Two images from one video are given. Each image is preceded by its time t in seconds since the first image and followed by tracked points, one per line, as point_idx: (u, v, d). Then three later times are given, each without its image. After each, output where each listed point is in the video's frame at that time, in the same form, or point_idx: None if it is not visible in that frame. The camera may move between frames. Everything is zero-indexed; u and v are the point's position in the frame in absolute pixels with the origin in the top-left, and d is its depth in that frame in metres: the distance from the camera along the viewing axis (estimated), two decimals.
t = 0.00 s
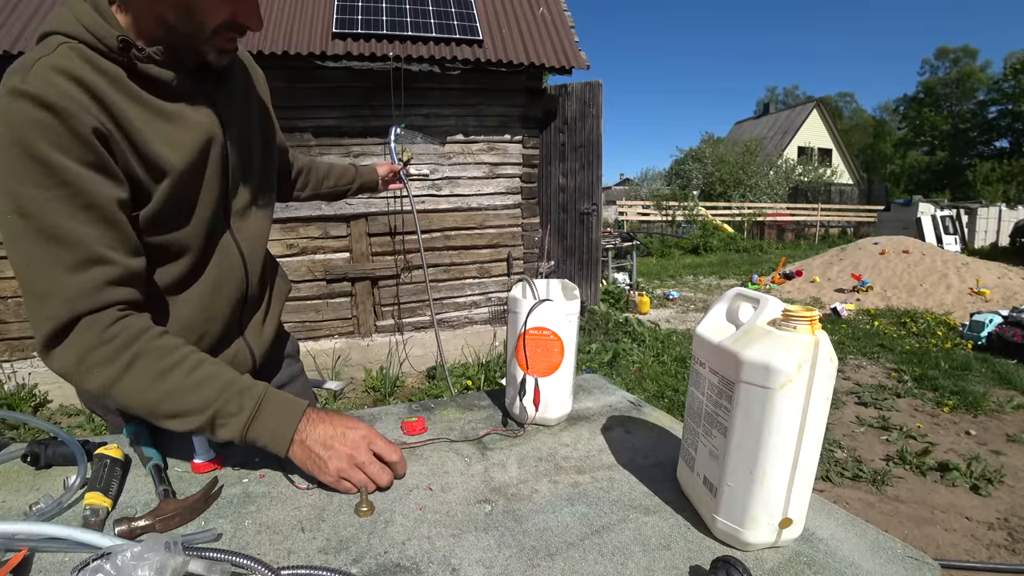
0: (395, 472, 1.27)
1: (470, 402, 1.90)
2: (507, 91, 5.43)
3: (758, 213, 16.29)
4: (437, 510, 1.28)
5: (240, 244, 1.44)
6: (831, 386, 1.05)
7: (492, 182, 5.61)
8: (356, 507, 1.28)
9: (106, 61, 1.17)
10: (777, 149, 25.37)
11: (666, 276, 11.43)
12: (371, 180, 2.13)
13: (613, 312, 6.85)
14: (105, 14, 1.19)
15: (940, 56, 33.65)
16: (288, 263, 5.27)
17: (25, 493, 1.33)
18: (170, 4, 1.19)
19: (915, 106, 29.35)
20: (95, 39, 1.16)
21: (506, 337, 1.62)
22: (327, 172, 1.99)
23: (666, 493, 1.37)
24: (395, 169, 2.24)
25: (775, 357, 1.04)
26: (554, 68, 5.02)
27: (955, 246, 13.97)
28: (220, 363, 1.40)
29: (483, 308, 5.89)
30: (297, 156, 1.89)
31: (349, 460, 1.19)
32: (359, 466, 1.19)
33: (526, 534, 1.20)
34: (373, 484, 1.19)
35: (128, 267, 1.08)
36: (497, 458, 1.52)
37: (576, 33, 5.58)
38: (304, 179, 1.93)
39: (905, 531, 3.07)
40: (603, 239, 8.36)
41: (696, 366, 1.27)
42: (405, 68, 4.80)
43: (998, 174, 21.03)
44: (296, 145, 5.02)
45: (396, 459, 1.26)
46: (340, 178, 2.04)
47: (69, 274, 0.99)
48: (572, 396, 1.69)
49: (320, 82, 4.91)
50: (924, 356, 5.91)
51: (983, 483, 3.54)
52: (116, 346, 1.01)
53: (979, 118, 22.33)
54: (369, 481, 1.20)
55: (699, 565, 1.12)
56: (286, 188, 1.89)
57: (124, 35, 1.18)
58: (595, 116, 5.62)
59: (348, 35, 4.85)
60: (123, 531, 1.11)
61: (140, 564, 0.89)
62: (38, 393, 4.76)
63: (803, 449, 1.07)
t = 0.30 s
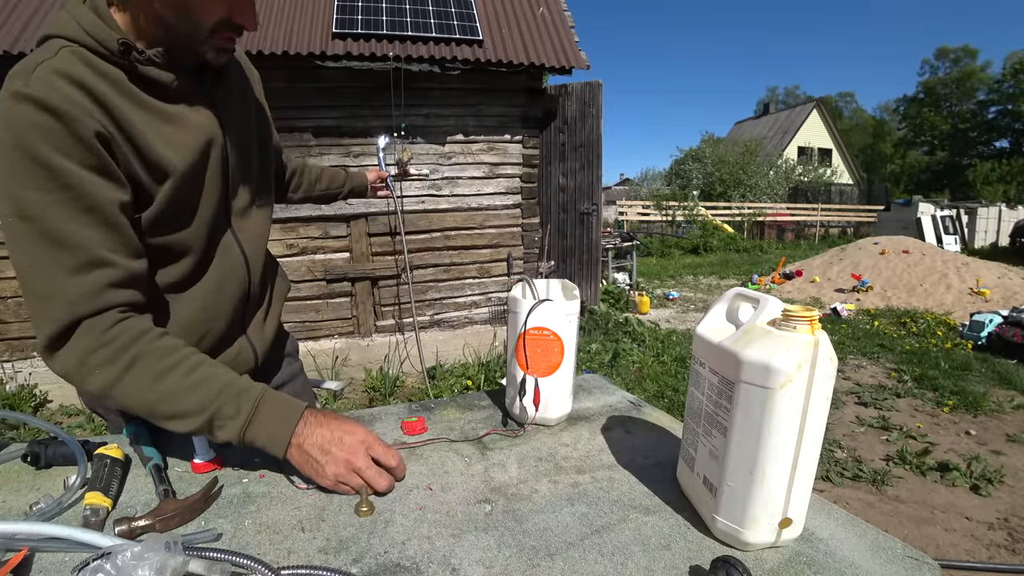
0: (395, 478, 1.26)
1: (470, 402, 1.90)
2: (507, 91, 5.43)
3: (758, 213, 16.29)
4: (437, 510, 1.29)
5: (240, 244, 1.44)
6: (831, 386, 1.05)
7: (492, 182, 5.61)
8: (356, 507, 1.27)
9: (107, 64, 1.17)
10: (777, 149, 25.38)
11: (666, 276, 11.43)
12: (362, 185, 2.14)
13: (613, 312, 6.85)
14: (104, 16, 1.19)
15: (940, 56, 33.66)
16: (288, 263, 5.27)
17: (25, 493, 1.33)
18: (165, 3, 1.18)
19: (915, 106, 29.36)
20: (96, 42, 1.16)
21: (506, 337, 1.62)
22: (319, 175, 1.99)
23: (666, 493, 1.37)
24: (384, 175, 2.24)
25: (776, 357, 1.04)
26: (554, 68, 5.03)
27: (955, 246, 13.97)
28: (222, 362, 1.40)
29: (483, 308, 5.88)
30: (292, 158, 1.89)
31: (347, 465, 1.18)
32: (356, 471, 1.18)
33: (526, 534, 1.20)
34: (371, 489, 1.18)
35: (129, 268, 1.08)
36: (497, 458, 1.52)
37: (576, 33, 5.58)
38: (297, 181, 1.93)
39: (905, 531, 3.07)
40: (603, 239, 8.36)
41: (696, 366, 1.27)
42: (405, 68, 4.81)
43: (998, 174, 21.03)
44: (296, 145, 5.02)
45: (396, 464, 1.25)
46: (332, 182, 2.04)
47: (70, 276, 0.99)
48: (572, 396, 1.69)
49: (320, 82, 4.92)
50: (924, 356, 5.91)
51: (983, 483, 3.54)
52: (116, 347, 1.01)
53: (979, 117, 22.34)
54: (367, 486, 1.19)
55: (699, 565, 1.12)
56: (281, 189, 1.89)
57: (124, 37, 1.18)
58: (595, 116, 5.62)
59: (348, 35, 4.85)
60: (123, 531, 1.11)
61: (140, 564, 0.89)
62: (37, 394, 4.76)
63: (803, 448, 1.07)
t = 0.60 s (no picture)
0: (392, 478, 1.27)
1: (470, 403, 1.90)
2: (507, 91, 5.43)
3: (758, 213, 16.29)
4: (437, 510, 1.28)
5: (240, 242, 1.44)
6: (831, 386, 1.05)
7: (492, 182, 5.61)
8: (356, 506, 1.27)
9: (106, 63, 1.17)
10: (777, 149, 25.39)
11: (666, 276, 11.43)
12: (358, 199, 2.13)
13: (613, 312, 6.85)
14: (104, 16, 1.19)
15: (940, 56, 33.67)
16: (288, 263, 5.27)
17: (25, 493, 1.33)
18: (163, 3, 1.17)
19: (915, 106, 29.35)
20: (95, 41, 1.16)
21: (506, 337, 1.62)
22: (316, 184, 2.00)
23: (666, 493, 1.37)
24: (378, 192, 2.23)
25: (775, 357, 1.04)
26: (554, 68, 5.02)
27: (955, 246, 13.97)
28: (222, 361, 1.40)
29: (483, 308, 5.88)
30: (291, 165, 1.89)
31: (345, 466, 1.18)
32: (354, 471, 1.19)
33: (526, 534, 1.20)
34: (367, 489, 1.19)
35: (130, 264, 1.08)
36: (497, 458, 1.52)
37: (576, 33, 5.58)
38: (294, 189, 1.93)
39: (905, 531, 3.07)
40: (603, 239, 8.36)
41: (696, 366, 1.27)
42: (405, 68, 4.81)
43: (998, 174, 21.01)
44: (296, 145, 5.02)
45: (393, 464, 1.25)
46: (328, 193, 2.04)
47: (71, 273, 0.99)
48: (572, 396, 1.69)
49: (320, 82, 4.92)
50: (924, 356, 5.91)
51: (983, 483, 3.54)
52: (117, 344, 1.01)
53: (979, 117, 22.34)
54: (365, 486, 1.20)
55: (699, 565, 1.12)
56: (278, 195, 1.89)
57: (123, 37, 1.18)
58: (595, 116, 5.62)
59: (348, 35, 4.85)
60: (122, 531, 1.11)
61: (140, 564, 0.89)
62: (37, 394, 4.75)
63: (803, 448, 1.07)
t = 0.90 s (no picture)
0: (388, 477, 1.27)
1: (470, 402, 1.90)
2: (507, 91, 5.43)
3: (758, 213, 16.29)
4: (437, 510, 1.28)
5: (239, 243, 1.44)
6: (831, 386, 1.05)
7: (492, 182, 5.62)
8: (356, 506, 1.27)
9: (109, 63, 1.17)
10: (777, 149, 25.39)
11: (666, 276, 11.43)
12: (357, 203, 2.13)
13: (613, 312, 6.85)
14: (106, 15, 1.19)
15: (940, 56, 33.67)
16: (288, 263, 5.28)
17: (25, 493, 1.33)
18: (166, 3, 1.17)
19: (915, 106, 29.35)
20: (98, 41, 1.16)
21: (506, 337, 1.62)
22: (315, 187, 2.00)
23: (666, 493, 1.37)
24: (377, 197, 2.23)
25: (775, 357, 1.04)
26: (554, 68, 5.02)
27: (955, 246, 13.96)
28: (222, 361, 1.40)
29: (483, 308, 5.89)
30: (291, 167, 1.89)
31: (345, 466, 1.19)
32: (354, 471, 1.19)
33: (526, 534, 1.20)
34: (365, 490, 1.20)
35: (130, 262, 1.08)
36: (497, 458, 1.52)
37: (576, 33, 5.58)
38: (293, 192, 1.93)
39: (905, 531, 3.07)
40: (603, 239, 8.36)
41: (696, 366, 1.27)
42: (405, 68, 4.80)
43: (998, 174, 20.99)
44: (296, 145, 5.03)
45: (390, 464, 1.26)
46: (327, 196, 2.04)
47: (73, 271, 0.99)
48: (572, 396, 1.69)
49: (320, 82, 4.92)
50: (924, 356, 5.91)
51: (983, 483, 3.54)
52: (116, 342, 1.01)
53: (979, 117, 22.33)
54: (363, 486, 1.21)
55: (699, 565, 1.12)
56: (277, 197, 1.89)
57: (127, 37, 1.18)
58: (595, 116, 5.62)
59: (348, 35, 4.85)
60: (122, 531, 1.11)
61: (140, 564, 0.89)
62: (38, 394, 4.75)
63: (803, 448, 1.07)
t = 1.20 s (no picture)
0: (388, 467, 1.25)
1: (470, 402, 1.90)
2: (507, 91, 5.43)
3: (757, 213, 16.29)
4: (437, 510, 1.28)
5: (240, 243, 1.44)
6: (831, 386, 1.05)
7: (492, 182, 5.62)
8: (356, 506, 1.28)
9: (117, 59, 1.17)
10: (777, 149, 25.39)
11: (666, 276, 11.43)
12: (360, 207, 2.13)
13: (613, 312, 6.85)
14: (115, 13, 1.18)
15: (941, 56, 33.65)
16: (288, 263, 5.28)
17: (25, 493, 1.33)
18: None
19: (915, 106, 29.35)
20: (107, 37, 1.16)
21: (506, 337, 1.62)
22: (318, 192, 2.00)
23: (666, 493, 1.37)
24: (382, 201, 2.23)
25: (775, 357, 1.04)
26: (554, 68, 5.02)
27: (955, 246, 13.96)
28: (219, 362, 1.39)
29: (483, 308, 5.88)
30: (293, 171, 1.89)
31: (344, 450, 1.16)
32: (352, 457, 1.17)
33: (526, 534, 1.20)
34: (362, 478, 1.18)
35: (133, 256, 1.08)
36: (497, 458, 1.52)
37: (576, 33, 5.58)
38: (296, 195, 1.93)
39: (905, 531, 3.07)
40: (603, 239, 8.36)
41: (696, 366, 1.27)
42: (405, 68, 4.80)
43: (998, 174, 20.98)
44: (296, 145, 5.03)
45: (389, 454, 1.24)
46: (329, 201, 2.04)
47: (77, 263, 1.00)
48: (572, 396, 1.69)
49: (320, 82, 4.92)
50: (924, 356, 5.91)
51: (984, 483, 3.53)
52: (119, 333, 1.01)
53: (979, 117, 22.32)
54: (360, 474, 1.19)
55: (699, 565, 1.12)
56: (279, 201, 1.89)
57: (134, 34, 1.18)
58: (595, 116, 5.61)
59: (348, 35, 4.84)
60: (122, 531, 1.11)
61: (140, 564, 0.89)
62: (38, 393, 4.75)
63: (803, 448, 1.07)
